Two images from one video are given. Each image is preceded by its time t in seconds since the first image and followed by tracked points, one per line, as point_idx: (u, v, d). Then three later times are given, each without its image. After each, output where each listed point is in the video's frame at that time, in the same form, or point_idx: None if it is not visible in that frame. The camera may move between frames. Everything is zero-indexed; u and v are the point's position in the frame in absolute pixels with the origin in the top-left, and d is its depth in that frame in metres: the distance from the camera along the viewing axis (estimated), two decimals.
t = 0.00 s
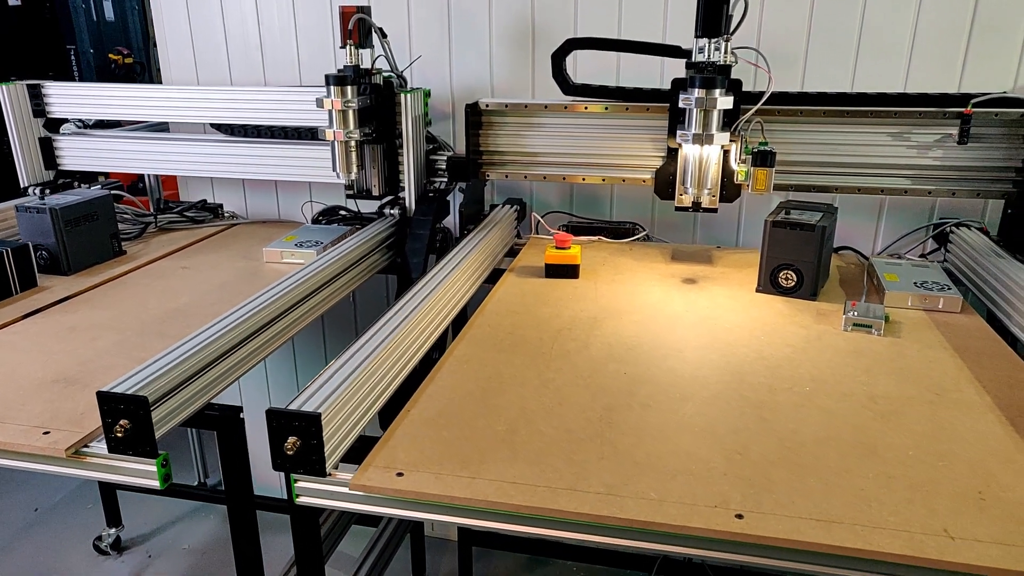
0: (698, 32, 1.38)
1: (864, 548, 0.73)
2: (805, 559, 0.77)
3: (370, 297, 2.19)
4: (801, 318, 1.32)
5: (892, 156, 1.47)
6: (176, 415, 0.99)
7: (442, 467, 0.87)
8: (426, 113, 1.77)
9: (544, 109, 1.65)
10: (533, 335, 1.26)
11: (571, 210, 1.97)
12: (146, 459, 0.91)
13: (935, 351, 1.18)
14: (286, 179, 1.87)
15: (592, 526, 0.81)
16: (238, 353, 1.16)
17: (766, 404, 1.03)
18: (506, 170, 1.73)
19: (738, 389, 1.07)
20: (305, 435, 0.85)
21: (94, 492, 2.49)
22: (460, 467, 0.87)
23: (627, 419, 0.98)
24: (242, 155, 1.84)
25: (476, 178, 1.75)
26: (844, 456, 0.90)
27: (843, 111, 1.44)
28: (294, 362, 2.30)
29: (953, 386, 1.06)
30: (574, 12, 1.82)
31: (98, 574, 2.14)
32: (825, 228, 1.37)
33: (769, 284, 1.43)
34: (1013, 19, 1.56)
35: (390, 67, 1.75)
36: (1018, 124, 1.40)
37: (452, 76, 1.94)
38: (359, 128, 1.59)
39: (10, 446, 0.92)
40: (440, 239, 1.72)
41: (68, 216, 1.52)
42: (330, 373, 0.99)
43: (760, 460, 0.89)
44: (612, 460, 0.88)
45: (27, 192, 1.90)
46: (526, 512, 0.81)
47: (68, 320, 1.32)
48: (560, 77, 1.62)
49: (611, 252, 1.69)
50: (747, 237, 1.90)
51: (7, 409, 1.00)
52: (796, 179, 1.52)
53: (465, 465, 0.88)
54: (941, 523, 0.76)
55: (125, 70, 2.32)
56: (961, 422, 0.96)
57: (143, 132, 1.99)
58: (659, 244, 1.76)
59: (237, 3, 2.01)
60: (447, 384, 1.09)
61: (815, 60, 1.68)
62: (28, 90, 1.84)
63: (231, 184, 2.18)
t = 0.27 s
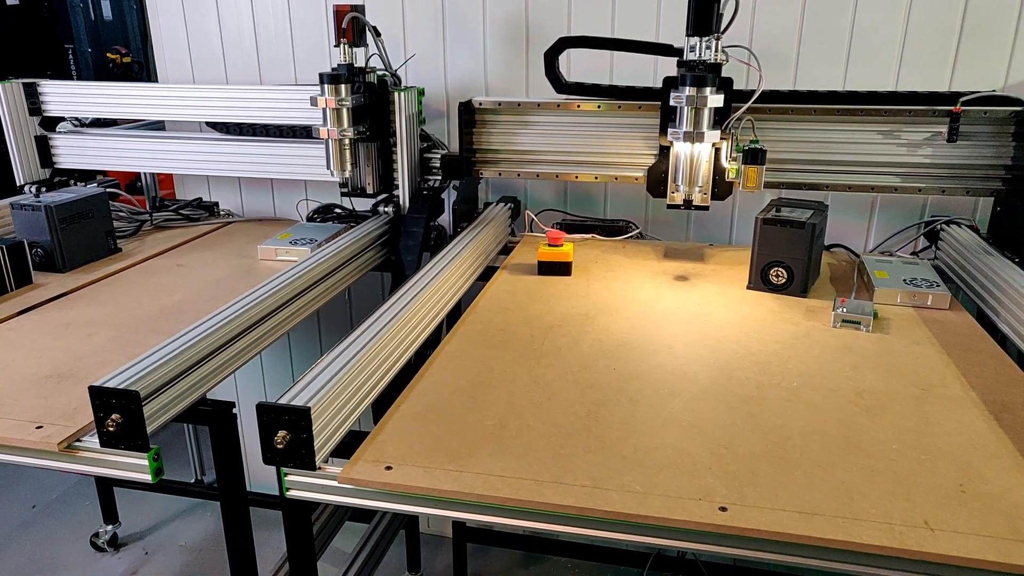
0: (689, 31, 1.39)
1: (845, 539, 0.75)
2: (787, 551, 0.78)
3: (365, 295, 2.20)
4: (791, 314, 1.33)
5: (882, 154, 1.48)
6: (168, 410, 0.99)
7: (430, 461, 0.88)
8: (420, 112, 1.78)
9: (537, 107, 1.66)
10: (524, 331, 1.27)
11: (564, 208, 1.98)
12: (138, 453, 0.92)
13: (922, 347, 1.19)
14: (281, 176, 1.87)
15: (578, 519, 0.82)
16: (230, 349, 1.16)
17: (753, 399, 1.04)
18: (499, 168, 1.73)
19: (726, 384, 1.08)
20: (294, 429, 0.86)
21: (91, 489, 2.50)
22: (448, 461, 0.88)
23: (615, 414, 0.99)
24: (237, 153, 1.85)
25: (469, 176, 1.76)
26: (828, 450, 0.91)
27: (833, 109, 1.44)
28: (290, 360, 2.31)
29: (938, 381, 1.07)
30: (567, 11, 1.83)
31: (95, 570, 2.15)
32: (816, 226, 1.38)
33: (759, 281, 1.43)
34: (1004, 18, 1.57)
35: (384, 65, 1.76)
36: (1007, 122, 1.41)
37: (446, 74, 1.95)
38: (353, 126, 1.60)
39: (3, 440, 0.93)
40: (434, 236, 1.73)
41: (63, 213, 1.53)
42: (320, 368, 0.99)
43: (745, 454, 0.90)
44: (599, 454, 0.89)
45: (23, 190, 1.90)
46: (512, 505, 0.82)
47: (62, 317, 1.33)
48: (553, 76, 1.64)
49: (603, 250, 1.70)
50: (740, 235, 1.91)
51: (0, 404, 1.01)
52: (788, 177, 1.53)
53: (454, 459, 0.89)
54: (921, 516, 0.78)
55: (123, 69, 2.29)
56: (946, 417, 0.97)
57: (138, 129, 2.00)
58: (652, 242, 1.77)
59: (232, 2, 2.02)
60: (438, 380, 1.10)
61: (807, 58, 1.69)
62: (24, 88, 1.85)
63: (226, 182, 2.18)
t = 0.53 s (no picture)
0: (675, 31, 1.40)
1: (818, 531, 0.76)
2: (762, 543, 0.79)
3: (358, 293, 2.21)
4: (776, 311, 1.34)
5: (868, 152, 1.49)
6: (155, 406, 1.00)
7: (413, 456, 0.89)
8: (411, 111, 1.79)
9: (526, 107, 1.67)
10: (511, 328, 1.28)
11: (555, 206, 1.99)
12: (123, 448, 0.93)
13: (905, 343, 1.20)
14: (273, 175, 1.88)
15: (558, 512, 0.83)
16: (218, 345, 1.17)
17: (735, 395, 1.05)
18: (489, 167, 1.74)
19: (709, 380, 1.09)
20: (278, 424, 0.87)
21: (85, 487, 2.51)
22: (431, 456, 0.89)
23: (597, 410, 1.00)
24: (229, 152, 1.86)
25: (460, 175, 1.77)
26: (806, 444, 0.92)
27: (818, 108, 1.46)
28: (283, 358, 2.32)
29: (919, 377, 1.08)
30: (557, 10, 1.84)
31: (89, 568, 2.16)
32: (801, 223, 1.38)
33: (745, 279, 1.45)
34: (990, 17, 1.58)
35: (375, 65, 1.77)
36: (990, 122, 1.42)
37: (438, 74, 1.96)
38: (343, 125, 1.61)
39: None
40: (425, 235, 1.74)
41: (55, 212, 1.54)
42: (306, 364, 1.00)
43: (724, 448, 0.91)
44: (580, 448, 0.91)
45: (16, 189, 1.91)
46: (492, 498, 0.83)
47: (53, 315, 1.34)
48: (542, 75, 1.65)
49: (593, 248, 1.71)
50: (729, 233, 1.92)
51: None
52: (774, 175, 1.54)
53: (436, 454, 0.90)
54: (895, 508, 0.79)
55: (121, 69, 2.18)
56: (924, 412, 0.98)
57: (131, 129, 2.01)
58: (641, 240, 1.79)
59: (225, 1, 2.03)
60: (424, 376, 1.11)
61: (795, 57, 1.70)
62: (17, 88, 1.86)
63: (220, 181, 2.19)
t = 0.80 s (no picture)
0: (661, 32, 1.42)
1: (793, 522, 0.78)
2: (740, 535, 0.81)
3: (350, 293, 2.22)
4: (760, 309, 1.36)
5: (851, 153, 1.51)
6: (145, 403, 1.02)
7: (399, 451, 0.91)
8: (401, 112, 1.81)
9: (514, 108, 1.68)
10: (498, 326, 1.30)
11: (545, 206, 2.01)
12: (113, 445, 0.95)
13: (885, 340, 1.22)
14: (264, 176, 1.90)
15: (540, 505, 0.85)
16: (208, 344, 1.19)
17: (717, 390, 1.07)
18: (478, 167, 1.76)
19: (691, 376, 1.11)
20: (266, 420, 0.88)
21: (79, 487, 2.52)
22: (416, 451, 0.91)
23: (581, 406, 1.02)
24: (220, 152, 1.87)
25: (449, 175, 1.79)
26: (785, 438, 0.94)
27: (802, 109, 1.48)
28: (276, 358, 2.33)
29: (897, 373, 1.10)
30: (546, 12, 1.86)
31: (82, 567, 2.17)
32: (785, 223, 1.40)
33: (730, 277, 1.46)
34: (972, 19, 1.60)
35: (365, 66, 1.79)
36: (971, 122, 1.44)
37: (428, 75, 1.97)
38: (333, 126, 1.62)
39: None
40: (415, 234, 1.76)
41: (47, 212, 1.55)
42: (294, 361, 1.02)
43: (704, 442, 0.93)
44: (563, 443, 0.92)
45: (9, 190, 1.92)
46: (476, 492, 0.84)
47: (45, 314, 1.35)
48: (530, 76, 1.67)
49: (581, 247, 1.73)
50: (717, 233, 1.94)
51: None
52: (759, 175, 1.57)
53: (421, 449, 0.91)
54: (868, 500, 0.81)
55: (115, 70, 2.29)
56: (901, 407, 1.00)
57: (124, 130, 2.02)
58: (629, 239, 1.81)
59: (217, 3, 2.04)
60: (411, 373, 1.12)
61: (780, 58, 1.72)
62: (9, 89, 1.87)
63: (212, 181, 2.21)
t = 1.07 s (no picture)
0: (648, 33, 1.44)
1: (772, 510, 0.80)
2: (721, 523, 0.83)
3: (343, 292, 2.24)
4: (745, 305, 1.38)
5: (836, 151, 1.53)
6: (139, 398, 1.03)
7: (388, 444, 0.93)
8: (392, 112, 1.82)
9: (504, 107, 1.70)
10: (488, 322, 1.32)
11: (535, 205, 2.03)
12: (108, 439, 0.97)
13: (867, 335, 1.25)
14: (257, 176, 1.91)
15: (526, 495, 0.87)
16: (202, 340, 1.20)
17: (701, 383, 1.09)
18: (469, 166, 1.78)
19: (677, 370, 1.13)
20: (258, 413, 0.90)
21: (74, 486, 2.53)
22: (406, 443, 0.93)
23: (567, 399, 1.04)
24: (213, 152, 1.88)
25: (440, 174, 1.80)
26: (766, 430, 0.96)
27: (787, 108, 1.50)
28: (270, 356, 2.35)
29: (878, 367, 1.13)
30: (536, 13, 1.88)
31: (76, 565, 2.18)
32: (770, 220, 1.43)
33: (717, 274, 1.49)
34: (955, 19, 1.62)
35: (357, 67, 1.80)
36: (953, 121, 1.46)
37: (419, 76, 1.99)
38: (325, 126, 1.64)
39: None
40: (406, 233, 1.78)
41: (41, 211, 1.57)
42: (286, 356, 1.04)
43: (687, 434, 0.95)
44: (549, 435, 0.94)
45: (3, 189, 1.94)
46: (463, 482, 0.86)
47: (39, 312, 1.36)
48: (520, 76, 1.69)
49: (571, 246, 1.75)
50: (706, 231, 1.96)
51: None
52: (747, 174, 1.59)
53: (411, 441, 0.93)
54: (845, 488, 0.83)
55: (108, 70, 2.39)
56: (880, 400, 1.03)
57: (117, 130, 2.03)
58: (618, 238, 1.83)
59: (210, 4, 2.06)
60: (401, 369, 1.14)
61: (767, 59, 1.74)
62: (3, 89, 1.88)
63: (206, 181, 2.22)
